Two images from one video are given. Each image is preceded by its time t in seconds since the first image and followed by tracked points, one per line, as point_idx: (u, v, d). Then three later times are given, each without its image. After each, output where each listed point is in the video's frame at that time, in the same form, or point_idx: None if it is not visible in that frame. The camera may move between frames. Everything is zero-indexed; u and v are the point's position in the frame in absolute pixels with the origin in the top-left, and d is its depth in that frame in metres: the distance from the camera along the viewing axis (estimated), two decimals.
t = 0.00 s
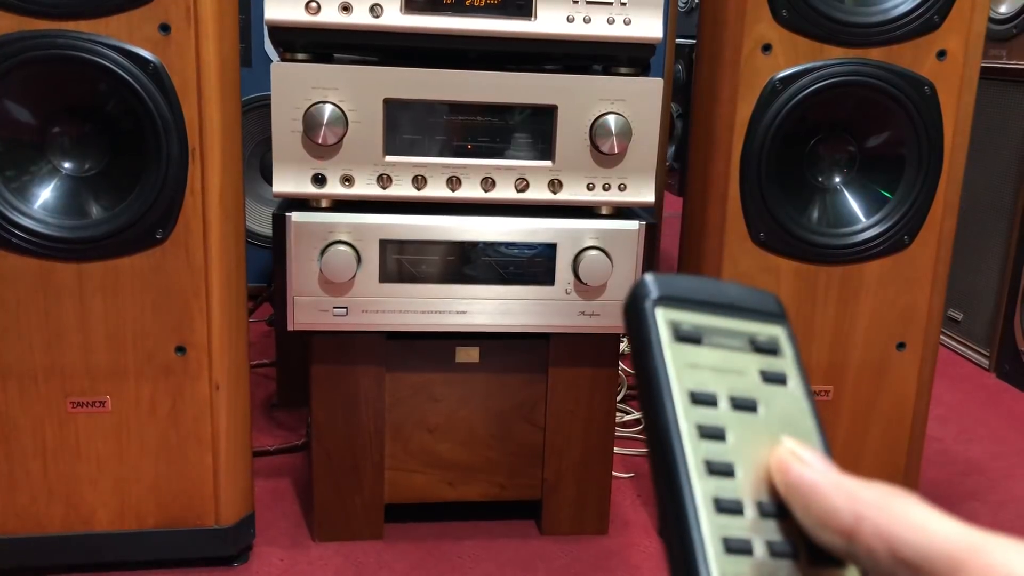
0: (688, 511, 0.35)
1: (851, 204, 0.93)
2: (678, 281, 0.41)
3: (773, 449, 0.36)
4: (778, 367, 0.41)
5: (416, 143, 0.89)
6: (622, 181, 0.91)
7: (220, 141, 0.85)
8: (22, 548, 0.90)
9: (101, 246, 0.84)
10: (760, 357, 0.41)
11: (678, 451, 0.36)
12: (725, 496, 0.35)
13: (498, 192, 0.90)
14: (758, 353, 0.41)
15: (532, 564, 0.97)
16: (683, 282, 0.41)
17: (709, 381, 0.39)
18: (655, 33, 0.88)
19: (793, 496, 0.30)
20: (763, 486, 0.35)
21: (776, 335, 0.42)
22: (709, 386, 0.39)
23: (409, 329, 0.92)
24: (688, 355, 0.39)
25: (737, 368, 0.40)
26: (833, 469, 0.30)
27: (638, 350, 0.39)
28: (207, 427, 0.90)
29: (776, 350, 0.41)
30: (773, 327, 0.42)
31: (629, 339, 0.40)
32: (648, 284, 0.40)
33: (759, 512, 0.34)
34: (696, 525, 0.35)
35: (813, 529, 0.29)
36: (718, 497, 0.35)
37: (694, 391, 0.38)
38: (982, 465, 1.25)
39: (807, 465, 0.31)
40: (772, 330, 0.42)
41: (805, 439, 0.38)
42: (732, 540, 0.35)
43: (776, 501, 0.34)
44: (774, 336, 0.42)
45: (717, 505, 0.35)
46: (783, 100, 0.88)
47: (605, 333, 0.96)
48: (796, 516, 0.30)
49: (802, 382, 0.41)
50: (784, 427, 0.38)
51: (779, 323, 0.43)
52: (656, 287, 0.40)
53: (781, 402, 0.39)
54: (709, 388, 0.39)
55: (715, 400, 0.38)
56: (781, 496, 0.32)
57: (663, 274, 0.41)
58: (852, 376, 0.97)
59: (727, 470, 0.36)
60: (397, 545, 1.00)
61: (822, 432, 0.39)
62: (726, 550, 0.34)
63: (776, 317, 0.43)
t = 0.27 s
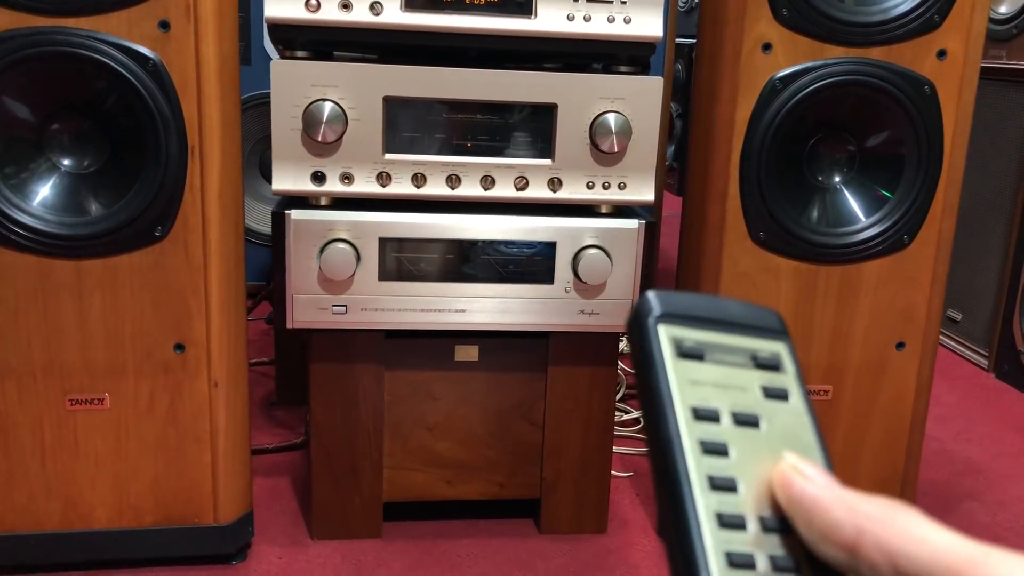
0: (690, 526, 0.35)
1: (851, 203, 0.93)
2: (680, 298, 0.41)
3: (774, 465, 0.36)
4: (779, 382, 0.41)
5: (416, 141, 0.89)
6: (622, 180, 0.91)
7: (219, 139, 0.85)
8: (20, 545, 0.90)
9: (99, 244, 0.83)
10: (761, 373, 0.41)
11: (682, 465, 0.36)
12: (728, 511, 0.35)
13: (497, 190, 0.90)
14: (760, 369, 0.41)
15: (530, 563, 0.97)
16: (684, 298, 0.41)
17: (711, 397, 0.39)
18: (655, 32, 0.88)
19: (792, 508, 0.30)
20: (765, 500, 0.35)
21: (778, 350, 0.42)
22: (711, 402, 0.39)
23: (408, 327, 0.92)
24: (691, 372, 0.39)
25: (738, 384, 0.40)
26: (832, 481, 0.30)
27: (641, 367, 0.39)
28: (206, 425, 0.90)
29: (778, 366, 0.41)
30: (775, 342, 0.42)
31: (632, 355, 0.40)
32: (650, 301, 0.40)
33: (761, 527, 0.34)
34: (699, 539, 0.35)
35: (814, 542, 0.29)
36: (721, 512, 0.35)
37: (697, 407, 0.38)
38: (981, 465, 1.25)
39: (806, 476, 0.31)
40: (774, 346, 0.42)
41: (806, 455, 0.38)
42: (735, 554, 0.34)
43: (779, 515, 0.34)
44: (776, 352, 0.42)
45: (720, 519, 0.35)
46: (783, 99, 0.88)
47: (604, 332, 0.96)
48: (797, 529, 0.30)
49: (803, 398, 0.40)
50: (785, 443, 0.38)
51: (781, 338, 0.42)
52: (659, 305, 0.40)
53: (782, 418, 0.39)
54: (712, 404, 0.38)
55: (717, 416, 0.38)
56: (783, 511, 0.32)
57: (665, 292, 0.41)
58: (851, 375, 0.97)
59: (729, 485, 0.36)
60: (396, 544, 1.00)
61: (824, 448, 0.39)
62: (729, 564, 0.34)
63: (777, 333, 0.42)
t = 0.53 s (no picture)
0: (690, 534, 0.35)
1: (852, 204, 0.93)
2: (680, 307, 0.41)
3: (773, 473, 0.36)
4: (778, 392, 0.41)
5: (417, 141, 0.89)
6: (623, 181, 0.91)
7: (221, 139, 0.85)
8: (21, 545, 0.90)
9: (101, 244, 0.83)
10: (761, 382, 0.41)
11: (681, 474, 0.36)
12: (728, 520, 0.35)
13: (499, 191, 0.90)
14: (759, 378, 0.41)
15: (531, 563, 0.97)
16: (684, 308, 0.41)
17: (711, 407, 0.39)
18: (657, 32, 0.88)
19: (790, 516, 0.30)
20: (764, 509, 0.35)
21: (777, 360, 0.42)
22: (711, 412, 0.39)
23: (409, 327, 0.92)
24: (690, 382, 0.39)
25: (737, 393, 0.40)
26: (830, 490, 0.30)
27: (641, 376, 0.39)
28: (207, 425, 0.90)
29: (776, 375, 0.41)
30: (775, 352, 0.42)
31: (633, 365, 0.40)
32: (650, 311, 0.40)
33: (760, 536, 0.34)
34: (698, 547, 0.35)
35: (813, 550, 0.29)
36: (720, 521, 0.35)
37: (697, 416, 0.38)
38: (981, 467, 1.25)
39: (804, 484, 0.31)
40: (773, 356, 0.42)
41: (805, 463, 0.38)
42: (734, 562, 0.34)
43: (778, 525, 0.34)
44: (775, 362, 0.42)
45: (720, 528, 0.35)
46: (785, 100, 0.88)
47: (605, 332, 0.96)
48: (796, 538, 0.30)
49: (802, 407, 0.40)
50: (785, 451, 0.38)
51: (780, 348, 0.42)
52: (659, 314, 0.40)
53: (782, 427, 0.39)
54: (711, 412, 0.39)
55: (717, 425, 0.38)
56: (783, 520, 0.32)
57: (665, 302, 0.41)
58: (852, 376, 0.97)
59: (729, 494, 0.36)
60: (396, 544, 1.00)
61: (824, 457, 0.38)
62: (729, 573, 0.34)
63: (777, 343, 0.42)
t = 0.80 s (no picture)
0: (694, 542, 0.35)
1: (854, 206, 0.93)
2: (683, 316, 0.41)
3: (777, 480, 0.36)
4: (782, 400, 0.41)
5: (419, 142, 0.89)
6: (625, 182, 0.91)
7: (223, 140, 0.85)
8: (23, 545, 0.90)
9: (103, 244, 0.83)
10: (765, 392, 0.41)
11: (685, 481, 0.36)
12: (732, 528, 0.35)
13: (501, 192, 0.90)
14: (763, 387, 0.41)
15: (532, 564, 0.97)
16: (689, 317, 0.41)
17: (715, 415, 0.39)
18: (659, 34, 0.88)
19: (790, 522, 0.30)
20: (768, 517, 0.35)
21: (781, 369, 0.42)
22: (715, 420, 0.39)
23: (411, 328, 0.92)
24: (695, 391, 0.39)
25: (741, 402, 0.40)
26: (832, 495, 0.30)
27: (646, 384, 0.39)
28: (208, 425, 0.90)
29: (781, 384, 0.41)
30: (778, 361, 0.42)
31: (637, 373, 0.40)
32: (655, 321, 0.40)
33: (764, 543, 0.34)
34: (703, 555, 0.35)
35: (814, 556, 0.29)
36: (724, 528, 0.35)
37: (701, 425, 0.38)
38: (983, 468, 1.25)
39: (804, 490, 0.30)
40: (777, 365, 0.42)
41: (809, 471, 0.38)
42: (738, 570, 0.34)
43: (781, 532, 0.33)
44: (779, 370, 0.42)
45: (724, 535, 0.35)
46: (787, 102, 0.88)
47: (607, 333, 0.96)
48: (798, 545, 0.30)
49: (806, 415, 0.40)
50: (789, 460, 0.38)
51: (784, 357, 0.42)
52: (663, 323, 0.40)
53: (786, 435, 0.39)
54: (715, 421, 0.39)
55: (721, 433, 0.38)
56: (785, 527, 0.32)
57: (669, 310, 0.41)
58: (854, 377, 0.97)
59: (733, 502, 0.36)
60: (398, 545, 1.00)
61: (828, 465, 0.38)
62: None
63: (780, 351, 0.42)
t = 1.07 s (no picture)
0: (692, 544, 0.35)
1: (856, 206, 0.93)
2: (680, 317, 0.41)
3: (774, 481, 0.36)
4: (779, 400, 0.40)
5: (420, 143, 0.89)
6: (627, 182, 0.91)
7: (224, 141, 0.85)
8: (25, 545, 0.90)
9: (104, 245, 0.83)
10: (762, 392, 0.41)
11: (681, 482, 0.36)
12: (729, 529, 0.35)
13: (502, 192, 0.90)
14: (759, 387, 0.41)
15: (534, 565, 0.97)
16: (685, 319, 0.41)
17: (712, 415, 0.39)
18: (661, 34, 0.88)
19: (793, 524, 0.30)
20: (766, 518, 0.34)
21: (778, 369, 0.42)
22: (712, 420, 0.39)
23: (413, 328, 0.92)
24: (692, 392, 0.39)
25: (738, 402, 0.40)
26: (833, 497, 0.30)
27: (643, 385, 0.39)
28: (210, 426, 0.90)
29: (778, 384, 0.41)
30: (775, 361, 0.42)
31: (634, 375, 0.40)
32: (651, 322, 0.40)
33: (761, 543, 0.34)
34: (700, 557, 0.35)
35: (815, 558, 0.29)
36: (721, 529, 0.35)
37: (697, 425, 0.38)
38: (985, 469, 1.25)
39: (805, 493, 0.31)
40: (774, 365, 0.42)
41: (806, 472, 0.37)
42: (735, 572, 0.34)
43: (779, 532, 0.34)
44: (776, 371, 0.42)
45: (720, 536, 0.35)
46: (789, 102, 0.87)
47: (609, 333, 0.96)
48: (799, 547, 0.30)
49: (803, 416, 0.40)
50: (785, 460, 0.38)
51: (781, 357, 0.42)
52: (659, 325, 0.40)
53: (783, 436, 0.39)
54: (712, 421, 0.39)
55: (717, 434, 0.38)
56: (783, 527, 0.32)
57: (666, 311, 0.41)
58: (855, 378, 0.97)
59: (730, 502, 0.36)
60: (399, 546, 0.99)
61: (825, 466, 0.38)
62: None
63: (777, 351, 0.42)
